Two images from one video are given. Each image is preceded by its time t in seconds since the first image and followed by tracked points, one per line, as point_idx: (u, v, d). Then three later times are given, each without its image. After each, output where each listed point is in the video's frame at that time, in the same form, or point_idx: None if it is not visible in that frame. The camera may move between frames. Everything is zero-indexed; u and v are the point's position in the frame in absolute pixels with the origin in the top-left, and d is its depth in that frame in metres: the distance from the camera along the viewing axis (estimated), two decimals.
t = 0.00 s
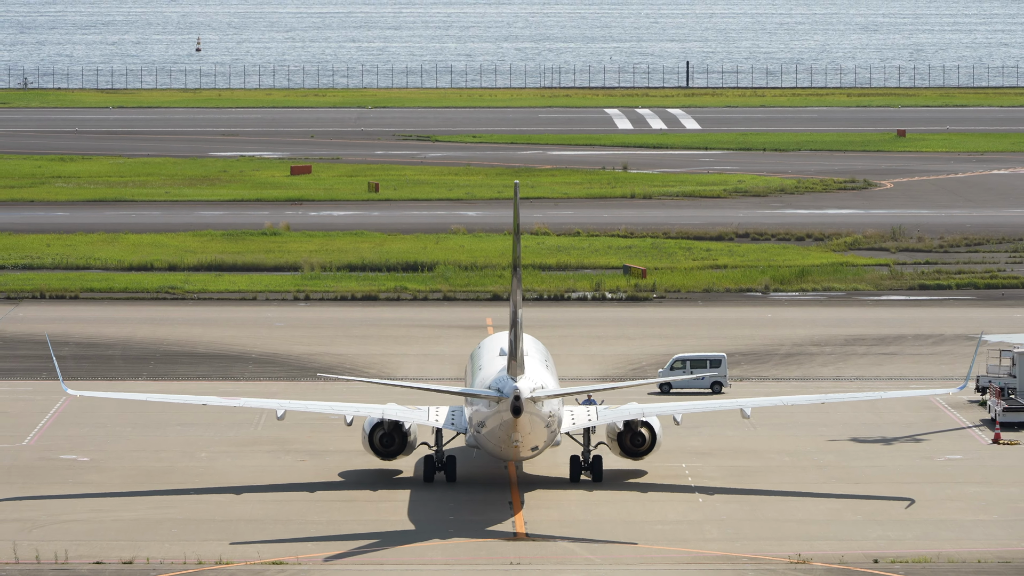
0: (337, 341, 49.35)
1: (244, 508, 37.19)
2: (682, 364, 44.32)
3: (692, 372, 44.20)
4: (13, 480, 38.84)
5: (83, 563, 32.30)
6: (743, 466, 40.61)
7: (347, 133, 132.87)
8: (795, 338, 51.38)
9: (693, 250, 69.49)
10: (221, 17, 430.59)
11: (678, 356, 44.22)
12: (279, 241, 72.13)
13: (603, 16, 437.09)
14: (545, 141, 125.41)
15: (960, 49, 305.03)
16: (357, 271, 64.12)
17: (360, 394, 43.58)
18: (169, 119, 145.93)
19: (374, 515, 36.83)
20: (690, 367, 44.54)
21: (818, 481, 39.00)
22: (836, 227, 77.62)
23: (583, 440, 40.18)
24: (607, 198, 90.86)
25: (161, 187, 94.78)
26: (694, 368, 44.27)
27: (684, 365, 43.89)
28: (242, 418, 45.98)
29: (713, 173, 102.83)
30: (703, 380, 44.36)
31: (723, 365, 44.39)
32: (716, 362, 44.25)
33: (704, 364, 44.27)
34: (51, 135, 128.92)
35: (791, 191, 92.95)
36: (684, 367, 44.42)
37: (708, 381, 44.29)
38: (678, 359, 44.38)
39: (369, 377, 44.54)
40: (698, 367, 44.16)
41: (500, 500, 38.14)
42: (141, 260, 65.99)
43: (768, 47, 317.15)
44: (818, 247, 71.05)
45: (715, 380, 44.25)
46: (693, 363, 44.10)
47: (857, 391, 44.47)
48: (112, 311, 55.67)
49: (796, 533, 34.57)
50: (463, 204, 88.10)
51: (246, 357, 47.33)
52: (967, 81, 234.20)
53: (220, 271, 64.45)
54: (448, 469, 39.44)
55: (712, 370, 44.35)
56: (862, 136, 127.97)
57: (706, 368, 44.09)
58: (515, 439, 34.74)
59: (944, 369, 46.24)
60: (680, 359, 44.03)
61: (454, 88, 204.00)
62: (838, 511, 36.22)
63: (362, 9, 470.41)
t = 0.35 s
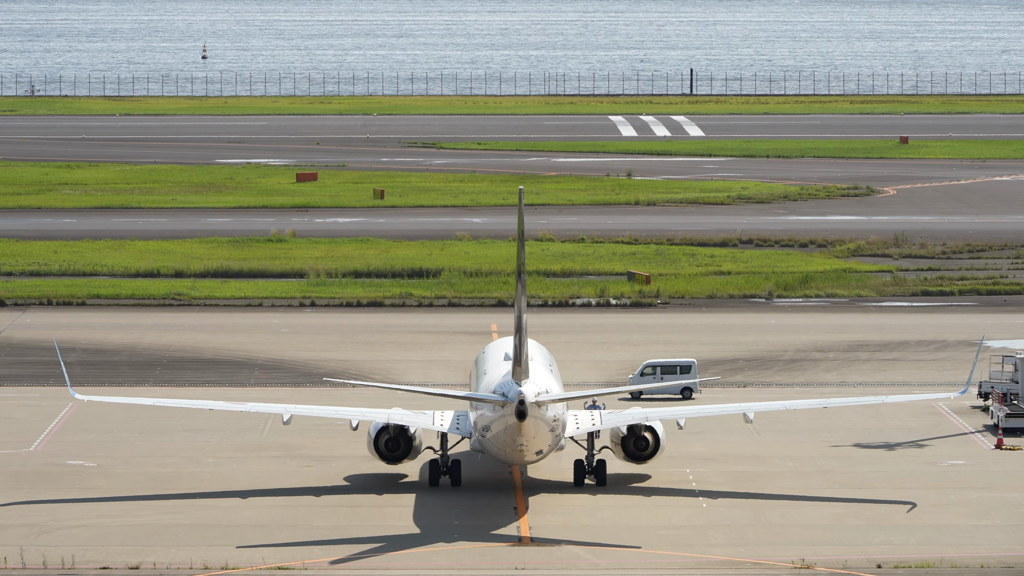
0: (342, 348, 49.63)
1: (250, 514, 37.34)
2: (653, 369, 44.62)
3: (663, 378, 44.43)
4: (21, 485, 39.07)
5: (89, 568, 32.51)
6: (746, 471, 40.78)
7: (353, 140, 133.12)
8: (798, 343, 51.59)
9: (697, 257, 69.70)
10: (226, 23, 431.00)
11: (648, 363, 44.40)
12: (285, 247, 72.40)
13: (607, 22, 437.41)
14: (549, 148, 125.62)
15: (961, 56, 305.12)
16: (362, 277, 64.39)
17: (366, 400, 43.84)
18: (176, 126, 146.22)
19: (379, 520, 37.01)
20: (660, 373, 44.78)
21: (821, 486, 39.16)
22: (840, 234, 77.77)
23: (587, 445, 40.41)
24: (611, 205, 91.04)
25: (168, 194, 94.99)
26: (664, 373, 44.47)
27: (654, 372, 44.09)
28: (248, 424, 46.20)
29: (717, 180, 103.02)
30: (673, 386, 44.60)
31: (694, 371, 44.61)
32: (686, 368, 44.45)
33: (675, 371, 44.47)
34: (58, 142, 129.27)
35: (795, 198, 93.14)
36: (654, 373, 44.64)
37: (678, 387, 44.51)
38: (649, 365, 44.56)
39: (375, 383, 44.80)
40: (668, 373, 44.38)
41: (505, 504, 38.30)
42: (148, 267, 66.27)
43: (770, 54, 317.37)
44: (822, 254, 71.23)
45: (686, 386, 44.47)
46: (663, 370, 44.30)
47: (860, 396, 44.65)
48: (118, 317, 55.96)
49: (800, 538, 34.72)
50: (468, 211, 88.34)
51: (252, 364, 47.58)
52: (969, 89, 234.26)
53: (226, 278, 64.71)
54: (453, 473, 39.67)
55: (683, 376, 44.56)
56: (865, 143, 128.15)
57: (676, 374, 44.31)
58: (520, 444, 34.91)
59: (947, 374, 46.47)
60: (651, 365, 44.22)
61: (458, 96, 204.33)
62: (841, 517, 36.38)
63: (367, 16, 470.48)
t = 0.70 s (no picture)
0: (348, 352, 49.70)
1: (255, 518, 37.31)
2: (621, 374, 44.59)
3: (632, 383, 44.30)
4: (26, 490, 39.08)
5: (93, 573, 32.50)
6: (751, 475, 40.79)
7: (358, 144, 133.19)
8: (802, 347, 51.63)
9: (702, 261, 69.75)
10: (229, 27, 431.41)
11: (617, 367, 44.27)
12: (289, 251, 72.46)
13: (610, 26, 437.63)
14: (553, 152, 125.68)
15: (964, 60, 305.07)
16: (367, 281, 64.44)
17: (371, 404, 43.87)
18: (180, 130, 146.26)
19: (384, 523, 36.96)
20: (630, 378, 44.69)
21: (826, 490, 39.16)
22: (845, 238, 77.73)
23: (591, 448, 40.46)
24: (616, 209, 91.05)
25: (173, 198, 95.01)
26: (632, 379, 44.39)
27: (622, 377, 43.93)
28: (253, 428, 46.22)
29: (722, 184, 103.00)
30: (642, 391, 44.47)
31: (663, 376, 44.39)
32: (656, 374, 44.23)
33: (644, 375, 44.31)
34: (63, 146, 129.35)
35: (800, 202, 93.14)
36: (624, 377, 44.49)
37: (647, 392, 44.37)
38: (619, 370, 44.37)
39: (380, 388, 44.84)
40: (637, 378, 44.23)
41: (510, 508, 38.26)
42: (153, 271, 66.31)
43: (773, 58, 317.46)
44: (827, 258, 71.26)
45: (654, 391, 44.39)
46: (632, 375, 44.14)
47: (865, 400, 44.67)
48: (123, 321, 56.02)
49: (805, 542, 34.69)
50: (472, 215, 88.36)
51: (257, 368, 47.63)
52: (972, 93, 234.27)
53: (230, 282, 64.75)
54: (458, 476, 39.68)
55: (652, 381, 44.40)
56: (868, 147, 128.18)
57: (645, 379, 44.15)
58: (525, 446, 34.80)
59: (951, 379, 46.48)
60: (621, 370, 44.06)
61: (462, 100, 204.31)
62: (847, 521, 36.38)
63: (370, 20, 470.53)
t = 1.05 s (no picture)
0: (353, 356, 49.82)
1: (259, 521, 37.30)
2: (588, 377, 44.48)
3: (599, 386, 44.15)
4: (29, 493, 39.10)
5: None
6: (755, 478, 40.81)
7: (362, 147, 133.26)
8: (805, 351, 51.69)
9: (707, 264, 69.75)
10: (233, 31, 431.93)
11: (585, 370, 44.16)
12: (294, 255, 72.51)
13: (614, 30, 437.74)
14: (557, 155, 125.77)
15: (967, 64, 305.07)
16: (371, 284, 64.49)
17: (375, 407, 43.91)
18: (185, 133, 146.36)
19: (389, 526, 36.97)
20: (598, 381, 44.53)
21: (829, 493, 39.15)
22: (850, 242, 77.61)
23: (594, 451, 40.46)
24: (620, 212, 91.04)
25: (177, 202, 95.06)
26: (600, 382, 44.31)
27: (590, 381, 43.79)
28: (257, 431, 46.27)
29: (725, 188, 102.96)
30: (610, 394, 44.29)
31: (631, 379, 44.21)
32: (624, 377, 44.07)
33: (612, 379, 44.16)
34: (67, 150, 129.51)
35: (804, 205, 93.15)
36: (592, 381, 44.35)
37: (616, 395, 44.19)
38: (587, 373, 44.24)
39: (384, 391, 44.95)
40: (605, 382, 44.05)
41: (514, 510, 38.27)
42: (157, 274, 66.38)
43: (775, 61, 317.67)
44: (831, 261, 71.22)
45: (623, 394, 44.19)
46: (600, 378, 43.98)
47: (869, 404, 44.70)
48: (126, 325, 56.07)
49: (808, 546, 34.65)
50: (477, 219, 88.41)
51: (261, 373, 47.71)
52: (976, 96, 234.25)
53: (234, 285, 64.83)
54: (461, 478, 39.74)
55: (620, 385, 44.22)
56: (872, 151, 128.19)
57: (613, 382, 43.99)
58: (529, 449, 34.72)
59: (954, 382, 46.53)
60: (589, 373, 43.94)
61: (465, 103, 204.36)
62: (851, 524, 36.36)
63: (374, 24, 470.82)
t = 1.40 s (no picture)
0: (357, 360, 49.86)
1: (263, 524, 37.25)
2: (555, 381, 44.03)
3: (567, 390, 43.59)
4: (33, 496, 39.09)
5: None
6: (758, 481, 40.79)
7: (366, 151, 133.34)
8: (808, 354, 51.72)
9: (711, 268, 69.79)
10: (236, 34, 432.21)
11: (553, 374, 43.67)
12: (297, 258, 72.55)
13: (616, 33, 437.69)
14: (560, 159, 125.83)
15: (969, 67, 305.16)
16: (374, 288, 64.52)
17: (379, 410, 43.92)
18: (188, 137, 146.49)
19: (393, 529, 36.94)
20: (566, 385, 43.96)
21: (833, 496, 39.14)
22: (854, 245, 77.63)
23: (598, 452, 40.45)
24: (624, 216, 91.08)
25: (181, 205, 95.17)
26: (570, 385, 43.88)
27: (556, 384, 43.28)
28: (261, 435, 46.25)
29: (729, 191, 102.99)
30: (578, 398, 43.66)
31: (598, 382, 43.54)
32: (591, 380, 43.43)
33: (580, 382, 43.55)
34: (71, 153, 129.69)
35: (807, 208, 93.18)
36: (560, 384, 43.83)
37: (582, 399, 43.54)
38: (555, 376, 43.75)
39: (388, 394, 44.95)
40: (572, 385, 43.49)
41: (518, 512, 38.29)
42: (160, 277, 66.44)
43: (777, 65, 317.90)
44: (835, 265, 71.26)
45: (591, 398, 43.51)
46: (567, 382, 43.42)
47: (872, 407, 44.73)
48: (130, 328, 56.08)
49: (812, 549, 34.63)
50: (481, 222, 88.43)
51: (264, 376, 47.73)
52: (978, 100, 234.40)
53: (238, 289, 64.86)
54: (465, 480, 39.78)
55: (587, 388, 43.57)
56: (875, 154, 128.25)
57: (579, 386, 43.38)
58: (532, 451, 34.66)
59: (958, 385, 46.56)
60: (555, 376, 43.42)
61: (468, 107, 204.49)
62: (854, 527, 36.34)
63: (376, 27, 471.33)
